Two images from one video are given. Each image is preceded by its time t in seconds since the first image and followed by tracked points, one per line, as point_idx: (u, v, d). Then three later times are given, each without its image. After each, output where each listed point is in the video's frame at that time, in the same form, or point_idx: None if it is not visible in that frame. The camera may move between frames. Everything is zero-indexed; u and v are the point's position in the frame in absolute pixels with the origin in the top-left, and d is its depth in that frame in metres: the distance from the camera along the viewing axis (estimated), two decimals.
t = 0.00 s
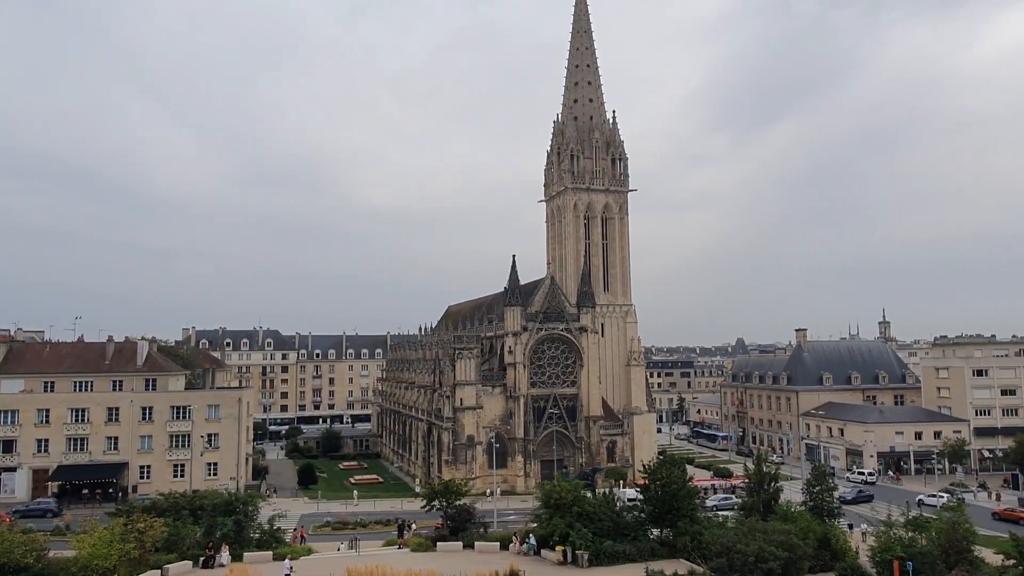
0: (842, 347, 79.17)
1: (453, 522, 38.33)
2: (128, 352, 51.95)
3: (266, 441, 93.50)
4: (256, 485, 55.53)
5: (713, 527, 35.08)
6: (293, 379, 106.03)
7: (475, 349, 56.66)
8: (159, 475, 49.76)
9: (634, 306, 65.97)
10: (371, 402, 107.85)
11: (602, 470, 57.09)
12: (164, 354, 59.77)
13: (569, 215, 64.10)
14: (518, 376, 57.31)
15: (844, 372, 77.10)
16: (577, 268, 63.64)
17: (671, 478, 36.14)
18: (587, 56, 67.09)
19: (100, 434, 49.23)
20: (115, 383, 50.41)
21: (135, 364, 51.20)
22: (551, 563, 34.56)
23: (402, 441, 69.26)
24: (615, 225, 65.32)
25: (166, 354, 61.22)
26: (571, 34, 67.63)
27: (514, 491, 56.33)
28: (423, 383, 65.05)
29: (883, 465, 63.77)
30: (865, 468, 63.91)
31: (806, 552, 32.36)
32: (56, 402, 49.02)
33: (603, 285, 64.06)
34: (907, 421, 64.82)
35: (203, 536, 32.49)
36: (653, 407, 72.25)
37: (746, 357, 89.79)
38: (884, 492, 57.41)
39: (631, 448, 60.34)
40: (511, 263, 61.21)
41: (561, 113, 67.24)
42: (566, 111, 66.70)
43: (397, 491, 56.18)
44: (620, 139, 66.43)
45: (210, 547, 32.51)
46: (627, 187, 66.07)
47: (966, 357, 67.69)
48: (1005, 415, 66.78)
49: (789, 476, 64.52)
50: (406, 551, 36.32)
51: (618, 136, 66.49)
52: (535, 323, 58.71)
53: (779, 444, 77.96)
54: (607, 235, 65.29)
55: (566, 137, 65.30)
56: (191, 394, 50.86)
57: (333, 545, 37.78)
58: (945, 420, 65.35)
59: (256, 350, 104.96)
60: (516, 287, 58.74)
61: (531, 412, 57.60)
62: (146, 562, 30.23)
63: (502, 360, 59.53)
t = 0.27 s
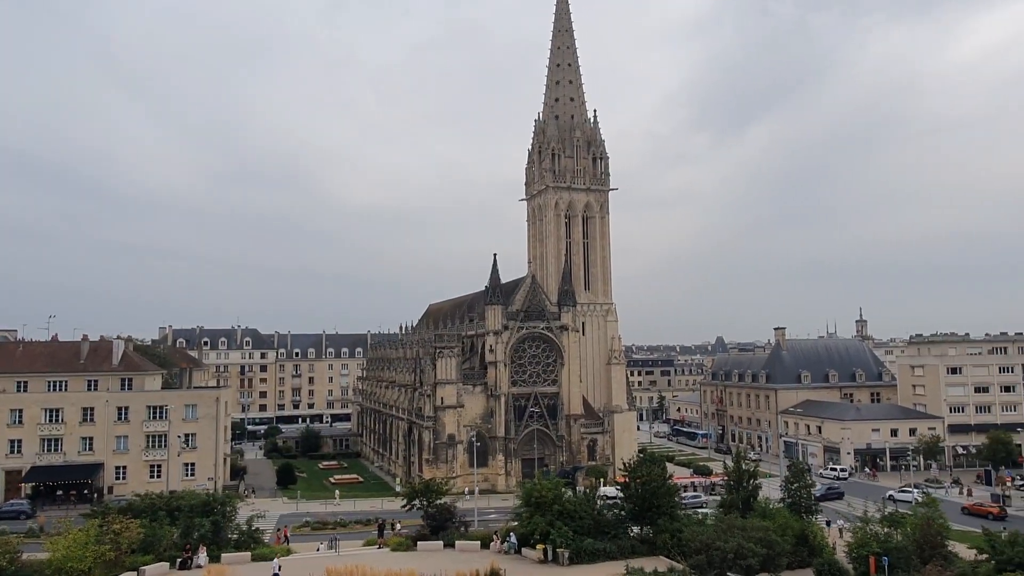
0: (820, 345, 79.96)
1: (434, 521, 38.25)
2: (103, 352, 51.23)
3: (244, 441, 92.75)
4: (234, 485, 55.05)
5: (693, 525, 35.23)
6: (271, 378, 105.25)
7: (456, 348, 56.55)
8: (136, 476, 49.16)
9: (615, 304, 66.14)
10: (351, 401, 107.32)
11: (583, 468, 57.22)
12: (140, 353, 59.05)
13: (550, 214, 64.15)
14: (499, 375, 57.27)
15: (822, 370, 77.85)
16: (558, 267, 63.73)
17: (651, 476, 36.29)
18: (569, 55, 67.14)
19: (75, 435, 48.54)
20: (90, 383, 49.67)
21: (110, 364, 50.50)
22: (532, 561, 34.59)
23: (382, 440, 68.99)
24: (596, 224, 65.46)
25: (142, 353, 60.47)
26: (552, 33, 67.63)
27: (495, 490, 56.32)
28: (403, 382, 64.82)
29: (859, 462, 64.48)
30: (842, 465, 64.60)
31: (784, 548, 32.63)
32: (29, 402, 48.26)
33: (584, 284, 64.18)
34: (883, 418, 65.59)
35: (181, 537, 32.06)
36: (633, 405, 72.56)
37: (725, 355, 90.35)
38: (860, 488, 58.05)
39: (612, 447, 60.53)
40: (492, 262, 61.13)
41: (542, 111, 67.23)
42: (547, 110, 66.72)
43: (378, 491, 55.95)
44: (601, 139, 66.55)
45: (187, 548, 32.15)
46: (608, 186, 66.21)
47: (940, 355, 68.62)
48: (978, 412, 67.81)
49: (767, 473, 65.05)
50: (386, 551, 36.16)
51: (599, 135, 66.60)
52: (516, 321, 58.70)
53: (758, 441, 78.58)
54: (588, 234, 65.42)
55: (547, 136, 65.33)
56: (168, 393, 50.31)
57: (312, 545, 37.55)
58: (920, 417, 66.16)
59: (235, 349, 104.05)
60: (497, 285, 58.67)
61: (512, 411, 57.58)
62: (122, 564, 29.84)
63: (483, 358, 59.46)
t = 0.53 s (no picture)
0: (799, 344, 80.65)
1: (415, 521, 38.11)
2: (79, 352, 50.51)
3: (223, 441, 91.92)
4: (213, 486, 54.53)
5: (674, 523, 35.33)
6: (251, 378, 104.37)
7: (438, 347, 56.40)
8: (112, 478, 48.53)
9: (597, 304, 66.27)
10: (331, 401, 106.74)
11: (565, 467, 57.27)
12: (117, 353, 58.33)
13: (532, 214, 64.15)
14: (481, 374, 57.18)
15: (801, 368, 78.53)
16: (540, 266, 63.76)
17: (632, 475, 36.42)
18: (551, 54, 67.15)
19: (50, 436, 47.83)
20: (66, 383, 48.96)
21: (86, 364, 49.80)
22: (514, 560, 34.56)
23: (363, 440, 68.65)
24: (578, 224, 65.55)
25: (119, 353, 59.75)
26: (535, 33, 67.61)
27: (477, 489, 56.24)
28: (385, 382, 64.53)
29: (838, 460, 65.06)
30: (820, 463, 65.17)
31: (763, 546, 32.84)
32: (4, 403, 47.51)
33: (566, 283, 64.27)
34: (861, 416, 66.26)
35: (158, 539, 31.74)
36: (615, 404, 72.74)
37: (706, 354, 90.86)
38: (838, 486, 58.53)
39: (594, 445, 60.65)
40: (475, 261, 61.03)
41: (524, 111, 67.21)
42: (529, 110, 66.70)
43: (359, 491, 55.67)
44: (584, 138, 66.64)
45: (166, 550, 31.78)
46: (590, 186, 66.30)
47: (917, 354, 69.37)
48: (954, 410, 68.70)
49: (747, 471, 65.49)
50: (367, 551, 35.96)
51: (581, 135, 66.69)
52: (498, 321, 58.65)
53: (738, 440, 79.08)
54: (570, 233, 65.50)
55: (529, 135, 65.32)
56: (145, 393, 49.72)
57: (293, 547, 37.25)
58: (897, 415, 66.94)
59: (213, 349, 103.06)
60: (480, 284, 58.58)
61: (494, 411, 57.53)
62: (98, 567, 29.44)
63: (465, 358, 59.35)
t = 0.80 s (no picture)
0: (780, 343, 81.23)
1: (398, 521, 37.96)
2: (55, 352, 49.82)
3: (203, 442, 91.12)
4: (193, 487, 54.02)
5: (656, 521, 35.39)
6: (232, 378, 103.56)
7: (421, 347, 56.23)
8: (90, 479, 47.91)
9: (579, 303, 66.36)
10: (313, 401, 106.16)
11: (548, 466, 57.32)
12: (95, 354, 57.60)
13: (516, 213, 64.11)
14: (464, 374, 57.07)
15: (782, 367, 79.11)
16: (523, 266, 63.75)
17: (615, 474, 36.52)
18: (534, 54, 67.13)
19: (26, 437, 47.12)
20: (42, 384, 48.28)
21: (63, 365, 49.13)
22: (497, 560, 34.50)
23: (345, 440, 68.31)
24: (561, 223, 65.59)
25: (97, 353, 59.00)
26: (518, 32, 67.55)
27: (460, 489, 56.13)
28: (368, 382, 64.22)
29: (818, 457, 65.57)
30: (801, 461, 65.68)
31: (744, 543, 32.98)
32: None
33: (549, 283, 64.31)
34: (840, 414, 66.84)
35: (137, 541, 31.40)
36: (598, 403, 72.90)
37: (688, 354, 91.29)
38: (818, 484, 58.96)
39: (577, 445, 60.75)
40: (458, 261, 60.90)
41: (507, 110, 67.15)
42: (513, 109, 66.64)
43: (341, 491, 55.38)
44: (567, 138, 66.69)
45: (145, 552, 31.43)
46: (573, 186, 66.35)
47: (896, 353, 70.14)
48: (931, 408, 69.52)
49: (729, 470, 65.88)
50: (350, 552, 35.74)
51: (564, 134, 66.73)
52: (481, 320, 58.58)
53: (720, 439, 79.50)
54: (553, 233, 65.54)
55: (512, 134, 65.27)
56: (124, 394, 49.15)
57: (274, 548, 36.96)
58: (876, 413, 67.61)
59: (193, 349, 102.12)
60: (463, 284, 58.46)
61: (477, 410, 57.41)
62: (75, 570, 29.04)
63: (448, 357, 59.20)
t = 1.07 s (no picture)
0: (763, 342, 81.76)
1: (382, 522, 37.81)
2: (34, 353, 49.15)
3: (185, 444, 90.34)
4: (175, 489, 53.53)
5: (641, 521, 35.43)
6: (214, 379, 102.76)
7: (406, 347, 56.02)
8: (70, 482, 47.35)
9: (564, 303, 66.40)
10: (297, 402, 105.59)
11: (533, 466, 57.31)
12: (74, 355, 56.92)
13: (500, 213, 64.04)
14: (449, 374, 56.92)
15: (765, 367, 79.61)
16: (508, 266, 63.68)
17: (600, 473, 36.56)
18: (519, 54, 67.09)
19: (4, 440, 46.43)
20: (20, 386, 47.60)
21: (42, 366, 48.47)
22: (481, 561, 34.43)
23: (329, 441, 67.95)
24: (545, 223, 65.60)
25: (76, 354, 58.31)
26: (503, 32, 67.47)
27: (445, 489, 55.99)
28: (352, 382, 63.91)
29: (801, 456, 66.02)
30: (784, 459, 66.10)
31: (728, 542, 33.11)
32: None
33: (534, 283, 64.30)
34: (823, 413, 67.34)
35: (117, 544, 31.10)
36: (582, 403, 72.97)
37: (672, 353, 91.63)
38: (803, 482, 59.31)
39: (561, 444, 60.78)
40: (442, 260, 60.73)
41: (492, 110, 67.05)
42: (497, 109, 66.56)
43: (325, 492, 55.07)
44: (551, 138, 66.70)
45: (125, 555, 31.09)
46: (557, 186, 66.38)
47: (877, 352, 70.75)
48: (912, 406, 70.22)
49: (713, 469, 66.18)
50: (333, 554, 35.55)
51: (549, 134, 66.74)
52: (466, 320, 58.46)
53: (703, 438, 79.87)
54: (538, 233, 65.54)
55: (497, 134, 65.19)
56: (104, 396, 48.61)
57: (257, 550, 36.70)
58: (857, 411, 68.17)
59: (175, 350, 101.22)
60: (447, 284, 58.30)
61: (461, 411, 57.29)
62: (54, 574, 28.68)
63: (433, 357, 59.03)
